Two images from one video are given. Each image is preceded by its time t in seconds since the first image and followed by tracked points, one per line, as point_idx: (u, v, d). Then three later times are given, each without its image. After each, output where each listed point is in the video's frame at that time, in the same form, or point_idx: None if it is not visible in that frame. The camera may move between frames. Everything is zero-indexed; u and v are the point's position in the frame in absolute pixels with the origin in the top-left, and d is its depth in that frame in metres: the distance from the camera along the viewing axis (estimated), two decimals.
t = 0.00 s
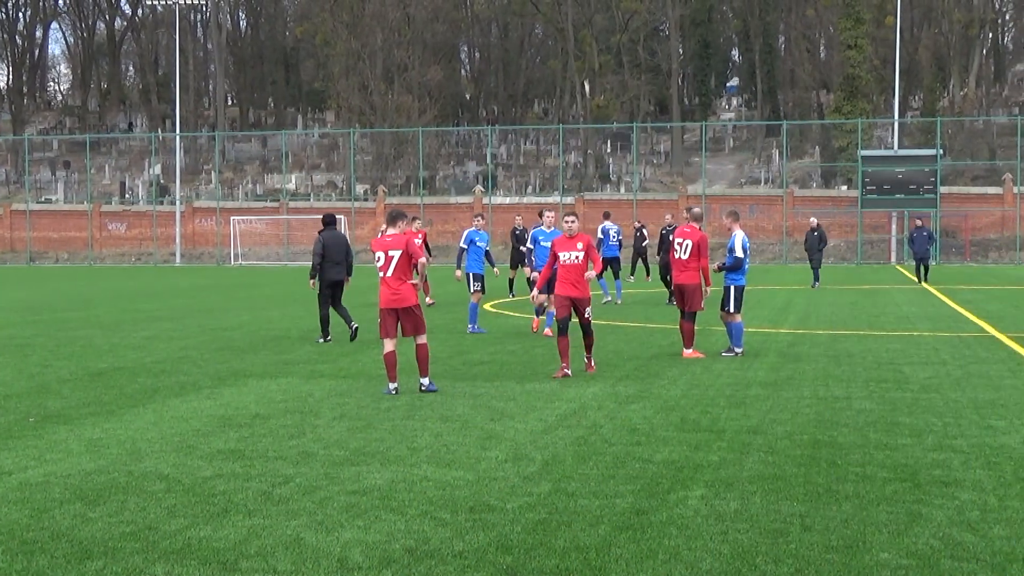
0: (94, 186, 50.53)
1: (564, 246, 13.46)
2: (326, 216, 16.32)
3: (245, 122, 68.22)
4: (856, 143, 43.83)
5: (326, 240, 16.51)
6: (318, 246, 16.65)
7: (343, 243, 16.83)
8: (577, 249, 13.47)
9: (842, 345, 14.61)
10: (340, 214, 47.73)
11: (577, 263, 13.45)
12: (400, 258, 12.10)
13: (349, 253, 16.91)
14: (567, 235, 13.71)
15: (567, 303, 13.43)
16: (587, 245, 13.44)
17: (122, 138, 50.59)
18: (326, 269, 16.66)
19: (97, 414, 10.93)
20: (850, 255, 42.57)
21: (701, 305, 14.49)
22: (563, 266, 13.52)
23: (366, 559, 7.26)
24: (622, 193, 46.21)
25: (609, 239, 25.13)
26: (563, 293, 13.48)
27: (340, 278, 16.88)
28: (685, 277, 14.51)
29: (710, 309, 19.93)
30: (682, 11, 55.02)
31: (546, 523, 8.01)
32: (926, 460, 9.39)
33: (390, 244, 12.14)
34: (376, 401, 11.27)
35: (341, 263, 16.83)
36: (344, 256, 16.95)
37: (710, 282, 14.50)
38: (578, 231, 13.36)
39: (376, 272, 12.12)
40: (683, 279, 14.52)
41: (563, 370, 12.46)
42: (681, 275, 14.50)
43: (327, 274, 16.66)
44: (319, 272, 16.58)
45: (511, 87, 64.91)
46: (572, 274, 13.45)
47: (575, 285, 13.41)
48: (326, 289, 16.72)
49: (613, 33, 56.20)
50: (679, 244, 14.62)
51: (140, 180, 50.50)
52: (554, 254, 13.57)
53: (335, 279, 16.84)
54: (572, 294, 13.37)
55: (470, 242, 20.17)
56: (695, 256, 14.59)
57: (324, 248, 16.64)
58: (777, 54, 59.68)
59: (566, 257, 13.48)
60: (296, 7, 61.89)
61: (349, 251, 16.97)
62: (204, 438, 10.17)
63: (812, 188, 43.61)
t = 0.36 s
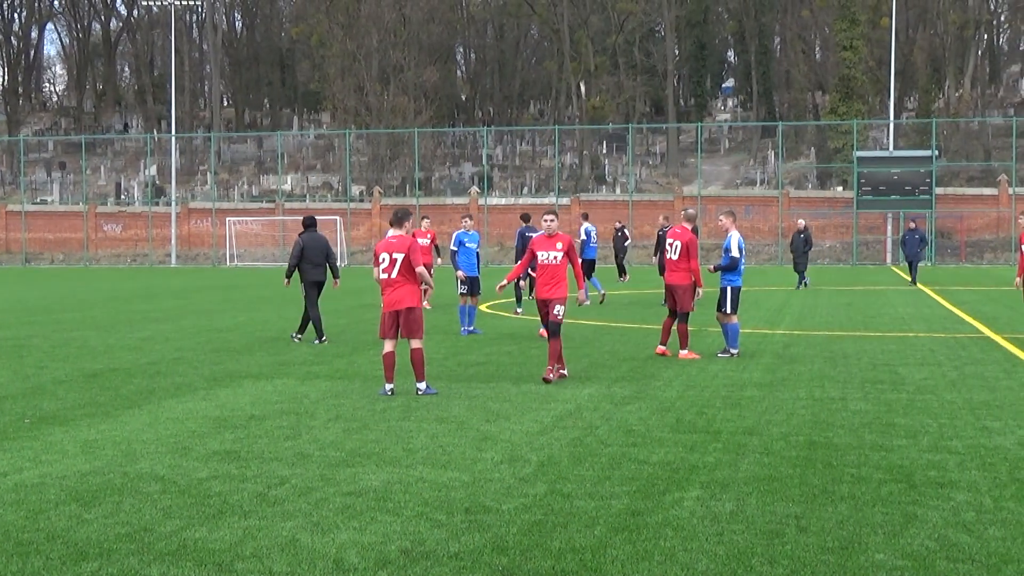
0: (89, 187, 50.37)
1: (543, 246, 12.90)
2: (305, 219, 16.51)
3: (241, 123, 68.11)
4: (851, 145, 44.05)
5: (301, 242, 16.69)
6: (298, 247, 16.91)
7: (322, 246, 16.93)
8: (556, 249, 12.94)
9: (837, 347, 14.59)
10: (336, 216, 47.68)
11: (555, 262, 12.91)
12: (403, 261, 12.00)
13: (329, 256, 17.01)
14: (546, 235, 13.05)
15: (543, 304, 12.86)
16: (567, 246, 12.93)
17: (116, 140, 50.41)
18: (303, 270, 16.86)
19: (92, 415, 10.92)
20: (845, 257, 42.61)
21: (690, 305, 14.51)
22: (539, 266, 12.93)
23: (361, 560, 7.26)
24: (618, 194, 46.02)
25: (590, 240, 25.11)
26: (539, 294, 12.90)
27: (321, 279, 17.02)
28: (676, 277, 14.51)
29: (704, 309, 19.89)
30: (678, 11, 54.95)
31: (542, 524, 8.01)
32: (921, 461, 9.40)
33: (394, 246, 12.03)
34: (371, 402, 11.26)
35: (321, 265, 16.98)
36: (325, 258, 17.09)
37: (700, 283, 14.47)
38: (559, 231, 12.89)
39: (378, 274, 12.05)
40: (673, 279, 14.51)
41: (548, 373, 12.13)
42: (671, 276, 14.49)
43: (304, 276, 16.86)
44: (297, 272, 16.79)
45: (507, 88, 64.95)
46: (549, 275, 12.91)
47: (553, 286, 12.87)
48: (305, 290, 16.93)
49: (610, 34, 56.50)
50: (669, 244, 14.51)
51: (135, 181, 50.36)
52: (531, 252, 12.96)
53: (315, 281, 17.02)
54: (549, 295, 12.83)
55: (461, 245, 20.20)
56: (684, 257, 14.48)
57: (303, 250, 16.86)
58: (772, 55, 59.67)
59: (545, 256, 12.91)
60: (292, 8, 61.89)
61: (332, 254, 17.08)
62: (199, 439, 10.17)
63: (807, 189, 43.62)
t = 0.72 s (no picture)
0: (88, 189, 50.37)
1: (525, 244, 12.61)
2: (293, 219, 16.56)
3: (240, 124, 68.16)
4: (850, 146, 44.24)
5: (287, 241, 16.80)
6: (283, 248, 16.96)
7: (308, 246, 17.04)
8: (539, 248, 12.64)
9: (836, 349, 14.59)
10: (334, 217, 47.75)
11: (537, 262, 12.62)
12: (414, 264, 11.80)
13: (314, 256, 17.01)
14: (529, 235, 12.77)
15: (523, 304, 12.57)
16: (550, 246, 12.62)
17: (116, 141, 50.40)
18: (290, 270, 16.88)
19: (90, 417, 10.92)
20: (844, 258, 42.69)
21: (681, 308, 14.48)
22: (522, 265, 12.66)
23: (360, 562, 7.26)
24: (616, 196, 46.10)
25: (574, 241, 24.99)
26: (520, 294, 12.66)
27: (306, 281, 17.01)
28: (667, 280, 14.51)
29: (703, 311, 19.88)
30: (676, 13, 54.97)
31: (541, 526, 8.01)
32: (920, 463, 9.41)
33: (406, 248, 11.81)
34: (370, 403, 11.23)
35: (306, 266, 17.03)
36: (310, 258, 17.17)
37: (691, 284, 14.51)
38: (542, 228, 12.57)
39: (388, 275, 11.81)
40: (664, 282, 14.50)
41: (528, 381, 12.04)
42: (662, 278, 14.50)
43: (292, 276, 16.87)
44: (282, 273, 16.84)
45: (505, 90, 65.07)
46: (529, 275, 12.63)
47: (533, 285, 12.62)
48: (292, 290, 16.90)
49: (607, 36, 56.69)
50: (658, 246, 14.55)
51: (134, 182, 50.39)
52: (514, 251, 12.71)
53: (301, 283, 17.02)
54: (528, 295, 12.57)
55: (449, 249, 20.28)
56: (674, 257, 14.51)
57: (288, 250, 16.92)
58: (771, 57, 59.66)
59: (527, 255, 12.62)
60: (291, 10, 61.98)
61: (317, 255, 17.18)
62: (197, 441, 10.16)
63: (805, 191, 43.71)
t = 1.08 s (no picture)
0: (85, 190, 50.30)
1: (499, 249, 12.29)
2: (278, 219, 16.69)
3: (238, 124, 68.09)
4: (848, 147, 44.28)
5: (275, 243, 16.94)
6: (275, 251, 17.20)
7: (296, 246, 17.01)
8: (512, 253, 12.33)
9: (834, 350, 14.58)
10: (332, 219, 47.75)
11: (512, 267, 12.27)
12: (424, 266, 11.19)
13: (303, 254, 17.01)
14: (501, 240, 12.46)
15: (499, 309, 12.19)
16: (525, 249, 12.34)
17: (113, 142, 50.39)
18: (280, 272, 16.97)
19: (88, 418, 10.90)
20: (843, 259, 42.73)
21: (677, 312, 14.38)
22: (496, 271, 12.31)
23: (358, 563, 7.26)
24: (615, 197, 45.97)
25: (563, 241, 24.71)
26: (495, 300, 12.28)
27: (298, 280, 17.00)
28: (659, 282, 14.45)
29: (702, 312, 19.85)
30: (674, 14, 54.87)
31: (538, 528, 8.01)
32: (917, 464, 9.42)
33: (416, 249, 11.15)
34: (368, 403, 11.20)
35: (296, 265, 17.04)
36: (303, 258, 17.15)
37: (682, 286, 14.48)
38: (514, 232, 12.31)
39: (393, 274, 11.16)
40: (655, 283, 14.44)
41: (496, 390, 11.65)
42: (654, 279, 14.44)
43: (280, 278, 17.00)
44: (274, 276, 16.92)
45: (503, 92, 65.03)
46: (505, 281, 12.25)
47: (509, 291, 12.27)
48: (285, 292, 17.03)
49: (606, 37, 56.58)
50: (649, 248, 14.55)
51: (131, 184, 50.35)
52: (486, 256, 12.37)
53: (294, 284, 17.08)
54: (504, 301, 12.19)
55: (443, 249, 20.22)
56: (665, 259, 14.49)
57: (278, 253, 17.09)
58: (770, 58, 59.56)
59: (500, 260, 12.28)
60: (289, 11, 61.90)
61: (307, 253, 17.07)
62: (194, 442, 10.15)
63: (803, 192, 43.70)
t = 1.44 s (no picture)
0: (76, 191, 50.25)
1: (470, 253, 11.70)
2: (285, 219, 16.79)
3: (229, 126, 68.04)
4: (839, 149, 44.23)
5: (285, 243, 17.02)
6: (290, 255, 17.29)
7: (302, 247, 16.97)
8: (483, 259, 11.72)
9: (827, 351, 14.54)
10: (323, 220, 47.79)
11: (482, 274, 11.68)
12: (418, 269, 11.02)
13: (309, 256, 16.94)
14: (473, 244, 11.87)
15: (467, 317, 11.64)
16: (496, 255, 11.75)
17: (105, 143, 50.38)
18: (285, 272, 16.99)
19: (79, 420, 10.87)
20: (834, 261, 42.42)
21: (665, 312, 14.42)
22: (465, 276, 11.73)
23: (349, 565, 7.23)
24: (607, 198, 45.88)
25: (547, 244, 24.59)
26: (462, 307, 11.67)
27: (300, 282, 16.93)
28: (649, 283, 14.42)
29: (695, 313, 19.82)
30: (667, 15, 54.88)
31: (530, 530, 7.99)
32: (910, 466, 9.41)
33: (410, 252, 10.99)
34: (359, 405, 11.15)
35: (301, 267, 16.96)
36: (311, 261, 17.04)
37: (672, 287, 14.43)
38: (486, 237, 11.74)
39: (388, 276, 10.99)
40: (646, 284, 14.43)
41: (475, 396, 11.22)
42: (644, 280, 14.43)
43: (284, 279, 17.00)
44: (279, 275, 16.97)
45: (496, 92, 65.20)
46: (474, 287, 11.63)
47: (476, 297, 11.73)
48: (290, 293, 16.99)
49: (598, 38, 56.55)
50: (640, 248, 14.54)
51: (122, 185, 50.29)
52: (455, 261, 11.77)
53: (299, 286, 16.99)
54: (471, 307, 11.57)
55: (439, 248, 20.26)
56: (656, 260, 14.45)
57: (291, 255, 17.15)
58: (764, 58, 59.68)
59: (469, 265, 11.69)
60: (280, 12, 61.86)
61: (312, 256, 16.93)
62: (186, 444, 10.12)
63: (795, 193, 43.85)
